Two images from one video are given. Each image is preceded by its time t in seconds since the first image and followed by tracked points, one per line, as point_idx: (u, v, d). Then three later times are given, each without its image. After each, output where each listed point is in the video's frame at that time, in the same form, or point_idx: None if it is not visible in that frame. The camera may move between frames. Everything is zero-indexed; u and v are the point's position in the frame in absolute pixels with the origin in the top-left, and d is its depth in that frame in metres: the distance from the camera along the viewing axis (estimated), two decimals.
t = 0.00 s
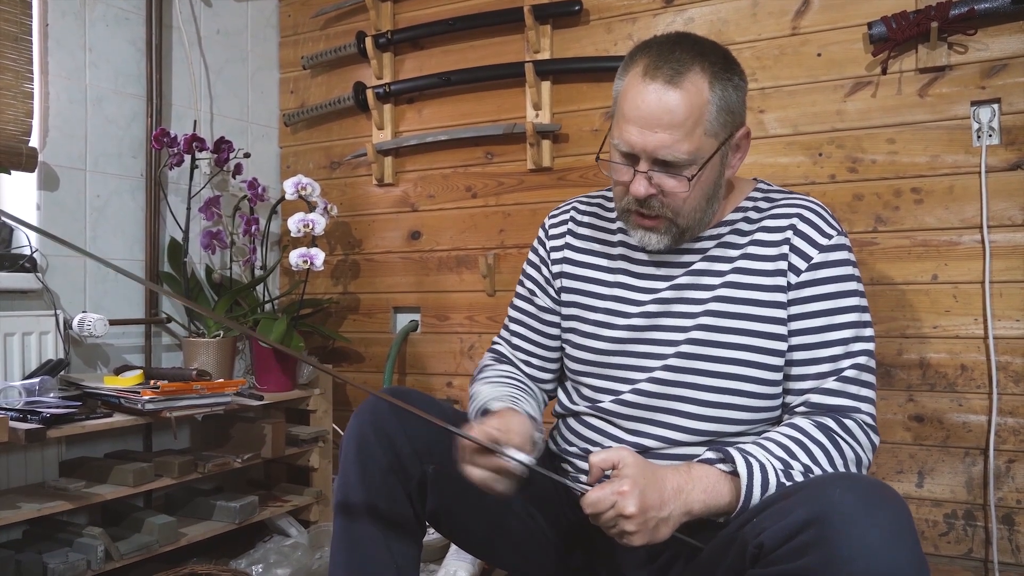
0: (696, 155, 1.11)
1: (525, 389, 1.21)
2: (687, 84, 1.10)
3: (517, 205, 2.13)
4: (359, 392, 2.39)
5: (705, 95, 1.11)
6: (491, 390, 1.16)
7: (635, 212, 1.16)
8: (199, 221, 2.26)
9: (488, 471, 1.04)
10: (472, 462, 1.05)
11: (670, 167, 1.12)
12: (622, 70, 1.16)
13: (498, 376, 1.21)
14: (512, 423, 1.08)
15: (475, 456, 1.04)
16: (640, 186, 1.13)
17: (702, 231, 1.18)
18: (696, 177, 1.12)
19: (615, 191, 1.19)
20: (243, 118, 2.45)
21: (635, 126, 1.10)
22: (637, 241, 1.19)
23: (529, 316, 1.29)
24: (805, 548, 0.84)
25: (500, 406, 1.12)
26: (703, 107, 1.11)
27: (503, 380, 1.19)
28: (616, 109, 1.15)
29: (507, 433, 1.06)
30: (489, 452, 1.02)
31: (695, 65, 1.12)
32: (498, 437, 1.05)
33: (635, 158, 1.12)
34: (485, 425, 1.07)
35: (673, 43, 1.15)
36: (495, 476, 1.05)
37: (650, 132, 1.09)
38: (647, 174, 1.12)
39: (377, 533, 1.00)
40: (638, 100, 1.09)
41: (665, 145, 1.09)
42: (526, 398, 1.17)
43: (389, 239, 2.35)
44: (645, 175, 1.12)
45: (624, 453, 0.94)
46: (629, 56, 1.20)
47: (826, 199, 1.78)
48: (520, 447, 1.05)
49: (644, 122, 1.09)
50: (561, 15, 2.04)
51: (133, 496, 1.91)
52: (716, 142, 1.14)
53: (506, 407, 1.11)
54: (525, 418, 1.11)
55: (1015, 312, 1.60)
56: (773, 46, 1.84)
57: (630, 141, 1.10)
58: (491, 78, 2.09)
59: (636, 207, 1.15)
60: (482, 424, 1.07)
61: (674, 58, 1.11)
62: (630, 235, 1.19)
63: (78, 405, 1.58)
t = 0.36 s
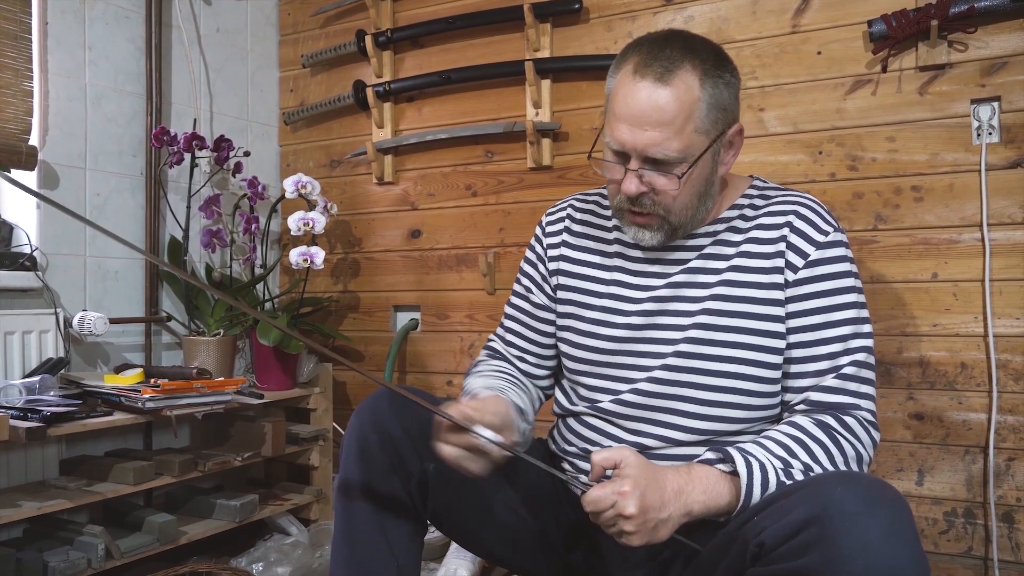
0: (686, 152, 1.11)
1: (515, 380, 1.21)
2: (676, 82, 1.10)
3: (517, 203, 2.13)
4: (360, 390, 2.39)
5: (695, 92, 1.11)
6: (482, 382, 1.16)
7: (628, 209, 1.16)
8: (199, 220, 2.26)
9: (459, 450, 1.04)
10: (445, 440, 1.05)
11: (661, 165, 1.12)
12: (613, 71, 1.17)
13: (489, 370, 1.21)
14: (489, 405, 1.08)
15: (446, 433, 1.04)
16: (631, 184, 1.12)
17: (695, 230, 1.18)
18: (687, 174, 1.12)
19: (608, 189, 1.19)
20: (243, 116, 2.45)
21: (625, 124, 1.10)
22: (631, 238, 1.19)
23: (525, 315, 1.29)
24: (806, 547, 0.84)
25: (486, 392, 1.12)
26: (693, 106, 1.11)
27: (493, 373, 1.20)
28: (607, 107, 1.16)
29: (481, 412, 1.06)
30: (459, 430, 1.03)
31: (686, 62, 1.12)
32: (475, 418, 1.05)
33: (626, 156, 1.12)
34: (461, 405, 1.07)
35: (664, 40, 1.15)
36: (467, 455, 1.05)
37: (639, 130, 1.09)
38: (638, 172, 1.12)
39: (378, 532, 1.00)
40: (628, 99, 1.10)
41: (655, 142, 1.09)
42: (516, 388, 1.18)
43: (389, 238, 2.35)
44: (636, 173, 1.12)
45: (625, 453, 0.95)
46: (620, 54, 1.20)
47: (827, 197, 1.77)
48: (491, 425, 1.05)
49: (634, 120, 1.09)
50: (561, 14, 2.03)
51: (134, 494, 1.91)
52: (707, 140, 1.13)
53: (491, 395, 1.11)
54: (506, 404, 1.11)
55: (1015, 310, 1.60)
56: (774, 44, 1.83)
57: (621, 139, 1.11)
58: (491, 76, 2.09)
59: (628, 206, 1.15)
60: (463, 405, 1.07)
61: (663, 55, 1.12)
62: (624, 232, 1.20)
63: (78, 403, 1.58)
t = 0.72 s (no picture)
0: (679, 141, 1.11)
1: (498, 370, 1.21)
2: (672, 70, 1.11)
3: (517, 201, 2.13)
4: (358, 387, 2.39)
5: (690, 81, 1.11)
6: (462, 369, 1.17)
7: (620, 199, 1.16)
8: (199, 215, 2.26)
9: (431, 433, 1.03)
10: (416, 423, 1.04)
11: (653, 154, 1.12)
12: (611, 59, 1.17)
13: (474, 359, 1.21)
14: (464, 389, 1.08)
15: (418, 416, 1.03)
16: (622, 172, 1.13)
17: (688, 226, 1.18)
18: (678, 164, 1.12)
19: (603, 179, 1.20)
20: (244, 112, 2.45)
21: (619, 111, 1.11)
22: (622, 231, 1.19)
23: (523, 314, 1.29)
24: (802, 546, 0.84)
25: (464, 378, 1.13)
26: (687, 95, 1.11)
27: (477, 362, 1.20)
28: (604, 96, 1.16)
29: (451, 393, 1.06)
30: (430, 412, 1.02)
31: (683, 52, 1.12)
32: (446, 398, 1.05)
33: (618, 143, 1.13)
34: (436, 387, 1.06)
35: (663, 32, 1.16)
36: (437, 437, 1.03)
37: (633, 117, 1.10)
38: (629, 160, 1.12)
39: (375, 529, 1.00)
40: (623, 86, 1.10)
41: (647, 129, 1.10)
42: (497, 376, 1.18)
43: (389, 235, 2.35)
44: (627, 161, 1.12)
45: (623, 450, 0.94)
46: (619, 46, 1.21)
47: (826, 197, 1.77)
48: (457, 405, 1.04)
49: (627, 107, 1.10)
50: (562, 12, 2.03)
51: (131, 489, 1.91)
52: (701, 132, 1.13)
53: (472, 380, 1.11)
54: (472, 386, 1.10)
55: (1013, 313, 1.60)
56: (775, 45, 1.83)
57: (614, 126, 1.11)
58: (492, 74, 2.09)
59: (620, 195, 1.16)
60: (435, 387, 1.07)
61: (660, 45, 1.13)
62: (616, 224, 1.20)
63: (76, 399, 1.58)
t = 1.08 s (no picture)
0: (683, 134, 1.12)
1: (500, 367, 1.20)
2: (682, 62, 1.11)
3: (517, 199, 2.13)
4: (357, 384, 2.39)
5: (699, 75, 1.12)
6: (468, 365, 1.15)
7: (621, 189, 1.16)
8: (198, 212, 2.25)
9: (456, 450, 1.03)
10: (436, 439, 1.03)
11: (655, 145, 1.13)
12: (621, 49, 1.17)
13: (475, 353, 1.20)
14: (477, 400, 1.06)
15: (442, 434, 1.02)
16: (624, 161, 1.13)
17: (689, 223, 1.18)
18: (680, 158, 1.13)
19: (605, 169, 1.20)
20: (244, 109, 2.45)
21: (625, 99, 1.11)
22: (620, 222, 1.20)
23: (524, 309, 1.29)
24: (805, 544, 0.84)
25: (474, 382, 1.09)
26: (694, 88, 1.12)
27: (479, 358, 1.18)
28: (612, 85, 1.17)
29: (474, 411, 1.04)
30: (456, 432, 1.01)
31: (693, 46, 1.13)
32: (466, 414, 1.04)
33: (622, 133, 1.13)
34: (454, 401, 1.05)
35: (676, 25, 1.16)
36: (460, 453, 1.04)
37: (638, 106, 1.10)
38: (633, 149, 1.13)
39: (376, 527, 1.00)
40: (631, 75, 1.11)
41: (652, 119, 1.10)
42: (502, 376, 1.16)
43: (389, 232, 2.35)
44: (630, 149, 1.13)
45: (623, 448, 0.94)
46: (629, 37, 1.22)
47: (826, 194, 1.78)
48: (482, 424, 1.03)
49: (634, 96, 1.10)
50: (562, 9, 2.03)
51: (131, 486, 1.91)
52: (705, 127, 1.14)
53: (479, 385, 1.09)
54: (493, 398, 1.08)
55: (1013, 310, 1.61)
56: (775, 42, 1.83)
57: (620, 114, 1.11)
58: (492, 71, 2.09)
59: (621, 185, 1.16)
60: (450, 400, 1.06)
61: (672, 37, 1.13)
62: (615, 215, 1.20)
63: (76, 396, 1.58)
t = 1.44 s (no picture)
0: (686, 121, 1.13)
1: (516, 370, 1.21)
2: (685, 50, 1.13)
3: (516, 197, 2.13)
4: (357, 383, 2.39)
5: (703, 63, 1.13)
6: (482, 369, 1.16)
7: (624, 177, 1.17)
8: (197, 211, 2.25)
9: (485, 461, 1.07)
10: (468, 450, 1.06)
11: (658, 131, 1.14)
12: (625, 41, 1.19)
13: (489, 357, 1.21)
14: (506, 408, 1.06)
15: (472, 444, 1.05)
16: (628, 148, 1.15)
17: (695, 214, 1.18)
18: (682, 145, 1.14)
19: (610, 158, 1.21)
20: (243, 108, 2.45)
21: (628, 87, 1.13)
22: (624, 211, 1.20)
23: (523, 303, 1.28)
24: (804, 543, 0.84)
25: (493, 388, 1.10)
26: (698, 76, 1.13)
27: (491, 361, 1.19)
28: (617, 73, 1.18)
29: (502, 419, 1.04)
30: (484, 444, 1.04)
31: (698, 34, 1.14)
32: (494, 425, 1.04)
33: (626, 121, 1.15)
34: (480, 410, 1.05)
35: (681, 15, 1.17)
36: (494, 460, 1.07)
37: (641, 93, 1.12)
38: (636, 135, 1.14)
39: (376, 525, 1.00)
40: (634, 63, 1.13)
41: (656, 106, 1.12)
42: (517, 378, 1.18)
43: (388, 231, 2.35)
44: (633, 136, 1.14)
45: (625, 448, 0.95)
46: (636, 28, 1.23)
47: (825, 193, 1.78)
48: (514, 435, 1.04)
49: (637, 83, 1.12)
50: (561, 8, 2.03)
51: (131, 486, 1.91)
52: (709, 114, 1.15)
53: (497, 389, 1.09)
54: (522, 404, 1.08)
55: (1012, 308, 1.61)
56: (774, 41, 1.83)
57: (624, 101, 1.13)
58: (491, 70, 2.09)
59: (625, 173, 1.17)
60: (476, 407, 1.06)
61: (677, 26, 1.15)
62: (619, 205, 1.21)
63: (74, 395, 1.58)
